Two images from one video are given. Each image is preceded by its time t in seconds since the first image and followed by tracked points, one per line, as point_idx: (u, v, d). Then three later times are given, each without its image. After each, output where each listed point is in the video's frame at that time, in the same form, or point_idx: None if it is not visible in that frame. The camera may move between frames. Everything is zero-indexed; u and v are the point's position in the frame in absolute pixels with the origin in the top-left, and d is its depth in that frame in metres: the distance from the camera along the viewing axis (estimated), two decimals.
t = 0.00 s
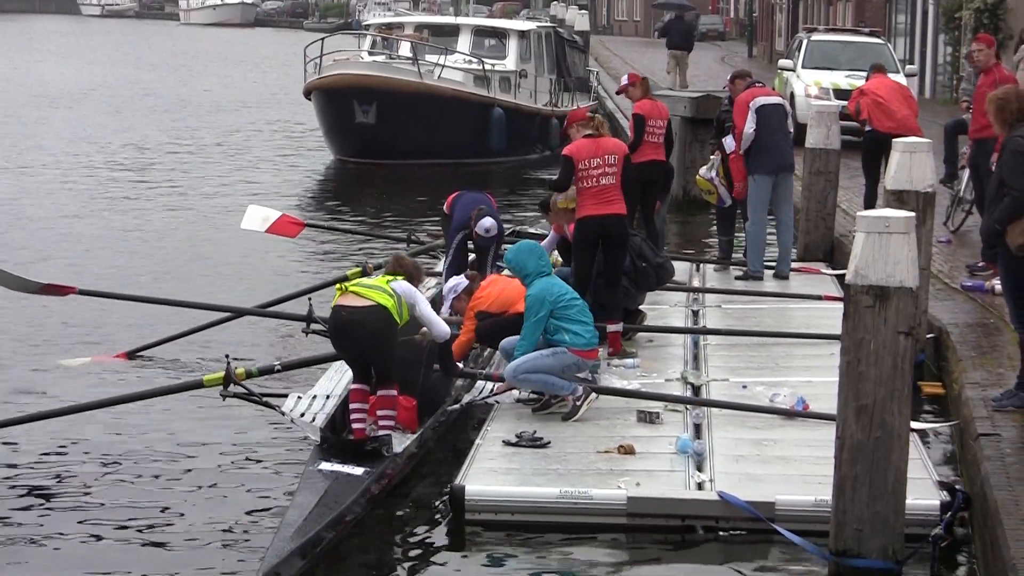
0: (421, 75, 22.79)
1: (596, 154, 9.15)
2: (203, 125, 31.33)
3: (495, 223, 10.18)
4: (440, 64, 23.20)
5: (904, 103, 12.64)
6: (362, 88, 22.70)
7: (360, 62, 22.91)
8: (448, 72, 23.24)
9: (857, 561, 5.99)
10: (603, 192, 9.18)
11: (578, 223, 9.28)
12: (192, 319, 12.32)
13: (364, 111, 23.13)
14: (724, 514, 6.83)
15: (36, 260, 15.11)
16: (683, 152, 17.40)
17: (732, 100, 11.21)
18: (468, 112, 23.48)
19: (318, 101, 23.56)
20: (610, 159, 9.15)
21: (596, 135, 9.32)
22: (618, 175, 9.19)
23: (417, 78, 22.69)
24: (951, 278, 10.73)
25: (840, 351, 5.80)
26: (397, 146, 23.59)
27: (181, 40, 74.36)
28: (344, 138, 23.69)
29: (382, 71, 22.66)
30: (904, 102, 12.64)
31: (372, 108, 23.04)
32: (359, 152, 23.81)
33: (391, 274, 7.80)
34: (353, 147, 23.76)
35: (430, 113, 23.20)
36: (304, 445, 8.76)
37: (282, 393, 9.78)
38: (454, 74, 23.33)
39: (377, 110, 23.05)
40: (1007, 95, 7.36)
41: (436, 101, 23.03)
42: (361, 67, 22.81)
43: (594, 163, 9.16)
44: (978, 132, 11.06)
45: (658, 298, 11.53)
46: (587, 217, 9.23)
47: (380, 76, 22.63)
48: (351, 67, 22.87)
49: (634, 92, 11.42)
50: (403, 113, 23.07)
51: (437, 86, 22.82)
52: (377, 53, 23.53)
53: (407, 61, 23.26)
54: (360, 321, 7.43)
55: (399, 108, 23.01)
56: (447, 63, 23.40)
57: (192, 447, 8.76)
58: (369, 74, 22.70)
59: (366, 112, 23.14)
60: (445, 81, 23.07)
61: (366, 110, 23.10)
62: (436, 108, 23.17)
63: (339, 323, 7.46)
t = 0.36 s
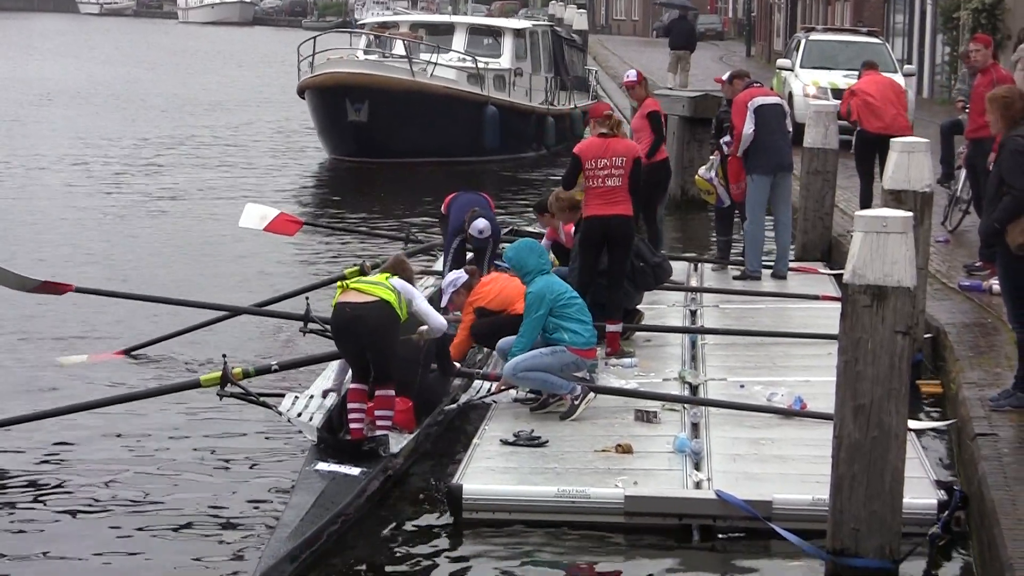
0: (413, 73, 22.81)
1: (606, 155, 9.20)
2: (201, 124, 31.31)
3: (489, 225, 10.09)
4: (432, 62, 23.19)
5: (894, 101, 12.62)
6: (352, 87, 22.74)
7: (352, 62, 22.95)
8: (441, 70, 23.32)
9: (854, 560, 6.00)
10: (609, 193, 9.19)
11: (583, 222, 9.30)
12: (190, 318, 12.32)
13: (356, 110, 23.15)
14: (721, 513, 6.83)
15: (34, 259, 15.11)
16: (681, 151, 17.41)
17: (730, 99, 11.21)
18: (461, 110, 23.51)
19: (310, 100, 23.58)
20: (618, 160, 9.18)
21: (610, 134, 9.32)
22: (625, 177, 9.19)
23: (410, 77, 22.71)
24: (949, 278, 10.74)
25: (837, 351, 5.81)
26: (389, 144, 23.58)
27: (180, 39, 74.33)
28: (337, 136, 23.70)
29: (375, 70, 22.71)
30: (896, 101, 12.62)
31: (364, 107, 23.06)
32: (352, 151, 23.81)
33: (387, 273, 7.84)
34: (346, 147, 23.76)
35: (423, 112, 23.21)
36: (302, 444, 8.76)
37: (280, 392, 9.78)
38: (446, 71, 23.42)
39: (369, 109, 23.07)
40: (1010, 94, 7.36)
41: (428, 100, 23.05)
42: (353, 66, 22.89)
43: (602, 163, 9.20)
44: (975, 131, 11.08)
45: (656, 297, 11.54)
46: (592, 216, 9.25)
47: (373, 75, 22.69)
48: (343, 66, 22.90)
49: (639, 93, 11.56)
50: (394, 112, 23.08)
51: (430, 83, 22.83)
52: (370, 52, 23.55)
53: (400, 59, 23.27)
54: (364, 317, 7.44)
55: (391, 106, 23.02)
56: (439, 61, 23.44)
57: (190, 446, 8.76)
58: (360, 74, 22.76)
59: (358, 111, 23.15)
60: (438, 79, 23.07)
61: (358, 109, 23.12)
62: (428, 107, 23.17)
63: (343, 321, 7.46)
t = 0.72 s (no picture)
0: (406, 74, 22.81)
1: (612, 158, 9.26)
2: (200, 125, 31.32)
3: (488, 229, 9.99)
4: (426, 62, 23.30)
5: (887, 103, 12.60)
6: (345, 87, 22.73)
7: (347, 62, 22.98)
8: (434, 71, 23.32)
9: (852, 560, 6.01)
10: (614, 197, 9.24)
11: (593, 223, 9.39)
12: (189, 319, 12.32)
13: (349, 110, 23.13)
14: (721, 513, 6.84)
15: (32, 260, 15.11)
16: (679, 151, 17.41)
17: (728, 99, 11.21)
18: (455, 111, 23.51)
19: (305, 100, 23.57)
20: (622, 165, 9.21)
21: (622, 136, 9.33)
22: (630, 181, 9.21)
23: (403, 77, 22.72)
24: (948, 279, 10.74)
25: (836, 352, 5.80)
26: (383, 144, 23.50)
27: (179, 40, 74.37)
28: (330, 136, 23.66)
29: (367, 71, 22.71)
30: (889, 103, 12.62)
31: (357, 108, 23.03)
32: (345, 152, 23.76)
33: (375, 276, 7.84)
34: (339, 148, 23.72)
35: (416, 113, 23.19)
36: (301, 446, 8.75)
37: (278, 393, 9.78)
38: (440, 72, 23.44)
39: (362, 110, 23.02)
40: (1011, 95, 7.36)
41: (422, 100, 23.03)
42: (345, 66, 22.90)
43: (608, 167, 9.26)
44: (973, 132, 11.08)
45: (654, 298, 11.53)
46: (600, 219, 9.33)
47: (366, 76, 22.69)
48: (336, 66, 22.89)
49: (640, 93, 11.63)
50: (387, 113, 23.04)
51: (425, 82, 22.84)
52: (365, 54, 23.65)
53: (393, 60, 23.29)
54: (364, 318, 7.44)
55: (384, 107, 23.00)
56: (433, 62, 23.48)
57: (188, 448, 8.75)
58: (352, 73, 22.77)
59: (351, 111, 23.13)
60: (432, 79, 23.08)
61: (351, 109, 23.10)
62: (422, 107, 23.16)
63: (341, 323, 7.44)
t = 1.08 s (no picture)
0: (400, 73, 22.85)
1: (613, 155, 9.31)
2: (199, 123, 31.30)
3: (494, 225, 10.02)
4: (421, 61, 23.29)
5: (889, 103, 12.64)
6: (339, 85, 22.79)
7: (340, 61, 23.01)
8: (429, 70, 23.32)
9: (851, 559, 6.01)
10: (614, 194, 9.28)
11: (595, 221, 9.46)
12: (189, 317, 12.33)
13: (343, 109, 23.16)
14: (719, 512, 6.83)
15: (32, 258, 15.11)
16: (678, 150, 17.40)
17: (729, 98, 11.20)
18: (450, 111, 23.52)
19: (300, 98, 23.62)
20: (621, 162, 9.25)
21: (626, 134, 9.36)
22: (629, 178, 9.24)
23: (397, 76, 22.75)
24: (947, 278, 10.73)
25: (835, 351, 5.80)
26: (377, 144, 23.51)
27: (179, 38, 74.32)
28: (324, 135, 23.69)
29: (360, 70, 22.78)
30: (891, 104, 12.66)
31: (351, 106, 23.08)
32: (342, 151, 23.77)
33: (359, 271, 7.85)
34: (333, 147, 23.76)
35: (411, 112, 23.21)
36: (300, 444, 8.75)
37: (278, 391, 9.78)
38: (435, 71, 23.43)
39: (355, 109, 23.07)
40: (1010, 93, 7.35)
41: (417, 100, 23.03)
42: (337, 65, 22.94)
43: (609, 164, 9.33)
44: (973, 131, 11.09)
45: (653, 297, 11.53)
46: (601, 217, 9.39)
47: (359, 75, 22.75)
48: (330, 65, 22.94)
49: (644, 91, 11.69)
50: (382, 113, 23.06)
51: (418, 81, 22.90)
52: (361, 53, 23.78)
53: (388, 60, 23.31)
54: (352, 317, 7.47)
55: (377, 107, 23.05)
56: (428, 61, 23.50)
57: (187, 446, 8.75)
58: (345, 72, 22.83)
59: (344, 110, 23.17)
60: (427, 78, 23.09)
61: (345, 108, 23.13)
62: (417, 106, 23.19)
63: (332, 325, 7.47)
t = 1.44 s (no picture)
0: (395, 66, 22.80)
1: (615, 143, 9.44)
2: (198, 114, 31.27)
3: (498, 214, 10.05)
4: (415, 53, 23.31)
5: (897, 92, 12.61)
6: (332, 78, 22.69)
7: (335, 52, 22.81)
8: (424, 63, 23.30)
9: (850, 551, 6.01)
10: (616, 182, 9.38)
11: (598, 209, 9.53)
12: (188, 308, 12.31)
13: (336, 101, 23.03)
14: (719, 505, 6.81)
15: (30, 250, 15.09)
16: (677, 142, 17.38)
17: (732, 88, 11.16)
18: (445, 103, 23.49)
19: (295, 89, 23.59)
20: (622, 149, 9.37)
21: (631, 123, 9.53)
22: (630, 165, 9.34)
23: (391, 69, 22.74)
24: (947, 270, 10.72)
25: (835, 342, 5.79)
26: (373, 136, 23.45)
27: (178, 29, 74.28)
28: (320, 127, 23.64)
29: (354, 62, 22.60)
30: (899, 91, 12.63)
31: (344, 98, 22.95)
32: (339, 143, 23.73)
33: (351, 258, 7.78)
34: (327, 139, 23.69)
35: (406, 105, 23.18)
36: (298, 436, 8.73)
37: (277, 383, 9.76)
38: (430, 64, 23.40)
39: (349, 101, 22.93)
40: (1010, 84, 7.33)
41: (412, 93, 23.03)
42: (331, 56, 22.77)
43: (613, 153, 9.45)
44: (972, 123, 11.10)
45: (652, 289, 11.51)
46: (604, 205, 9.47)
47: (353, 67, 22.57)
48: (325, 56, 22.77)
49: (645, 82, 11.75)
50: (375, 106, 23.00)
51: (412, 74, 22.91)
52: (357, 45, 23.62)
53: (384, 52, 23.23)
54: (358, 311, 7.45)
55: (371, 100, 23.00)
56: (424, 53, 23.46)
57: (185, 437, 8.74)
58: (340, 64, 22.62)
59: (338, 102, 23.03)
60: (421, 72, 23.13)
61: (338, 100, 23.01)
62: (412, 99, 23.17)
63: (337, 321, 7.46)
